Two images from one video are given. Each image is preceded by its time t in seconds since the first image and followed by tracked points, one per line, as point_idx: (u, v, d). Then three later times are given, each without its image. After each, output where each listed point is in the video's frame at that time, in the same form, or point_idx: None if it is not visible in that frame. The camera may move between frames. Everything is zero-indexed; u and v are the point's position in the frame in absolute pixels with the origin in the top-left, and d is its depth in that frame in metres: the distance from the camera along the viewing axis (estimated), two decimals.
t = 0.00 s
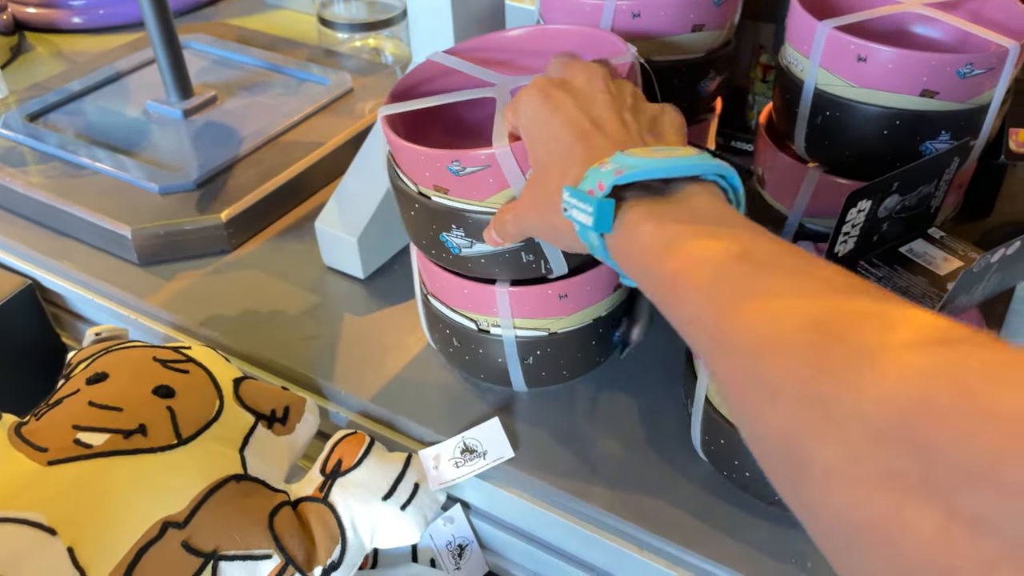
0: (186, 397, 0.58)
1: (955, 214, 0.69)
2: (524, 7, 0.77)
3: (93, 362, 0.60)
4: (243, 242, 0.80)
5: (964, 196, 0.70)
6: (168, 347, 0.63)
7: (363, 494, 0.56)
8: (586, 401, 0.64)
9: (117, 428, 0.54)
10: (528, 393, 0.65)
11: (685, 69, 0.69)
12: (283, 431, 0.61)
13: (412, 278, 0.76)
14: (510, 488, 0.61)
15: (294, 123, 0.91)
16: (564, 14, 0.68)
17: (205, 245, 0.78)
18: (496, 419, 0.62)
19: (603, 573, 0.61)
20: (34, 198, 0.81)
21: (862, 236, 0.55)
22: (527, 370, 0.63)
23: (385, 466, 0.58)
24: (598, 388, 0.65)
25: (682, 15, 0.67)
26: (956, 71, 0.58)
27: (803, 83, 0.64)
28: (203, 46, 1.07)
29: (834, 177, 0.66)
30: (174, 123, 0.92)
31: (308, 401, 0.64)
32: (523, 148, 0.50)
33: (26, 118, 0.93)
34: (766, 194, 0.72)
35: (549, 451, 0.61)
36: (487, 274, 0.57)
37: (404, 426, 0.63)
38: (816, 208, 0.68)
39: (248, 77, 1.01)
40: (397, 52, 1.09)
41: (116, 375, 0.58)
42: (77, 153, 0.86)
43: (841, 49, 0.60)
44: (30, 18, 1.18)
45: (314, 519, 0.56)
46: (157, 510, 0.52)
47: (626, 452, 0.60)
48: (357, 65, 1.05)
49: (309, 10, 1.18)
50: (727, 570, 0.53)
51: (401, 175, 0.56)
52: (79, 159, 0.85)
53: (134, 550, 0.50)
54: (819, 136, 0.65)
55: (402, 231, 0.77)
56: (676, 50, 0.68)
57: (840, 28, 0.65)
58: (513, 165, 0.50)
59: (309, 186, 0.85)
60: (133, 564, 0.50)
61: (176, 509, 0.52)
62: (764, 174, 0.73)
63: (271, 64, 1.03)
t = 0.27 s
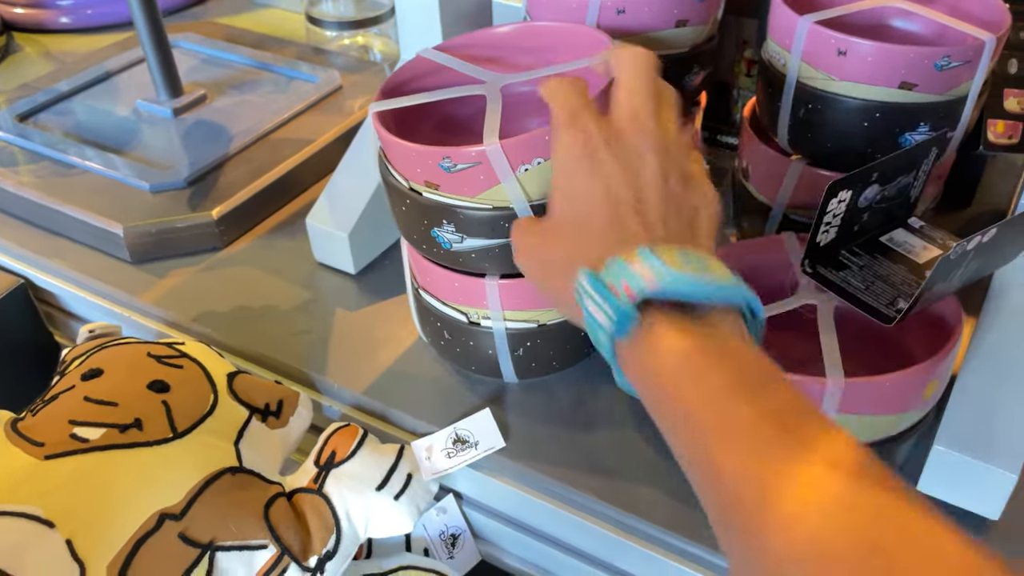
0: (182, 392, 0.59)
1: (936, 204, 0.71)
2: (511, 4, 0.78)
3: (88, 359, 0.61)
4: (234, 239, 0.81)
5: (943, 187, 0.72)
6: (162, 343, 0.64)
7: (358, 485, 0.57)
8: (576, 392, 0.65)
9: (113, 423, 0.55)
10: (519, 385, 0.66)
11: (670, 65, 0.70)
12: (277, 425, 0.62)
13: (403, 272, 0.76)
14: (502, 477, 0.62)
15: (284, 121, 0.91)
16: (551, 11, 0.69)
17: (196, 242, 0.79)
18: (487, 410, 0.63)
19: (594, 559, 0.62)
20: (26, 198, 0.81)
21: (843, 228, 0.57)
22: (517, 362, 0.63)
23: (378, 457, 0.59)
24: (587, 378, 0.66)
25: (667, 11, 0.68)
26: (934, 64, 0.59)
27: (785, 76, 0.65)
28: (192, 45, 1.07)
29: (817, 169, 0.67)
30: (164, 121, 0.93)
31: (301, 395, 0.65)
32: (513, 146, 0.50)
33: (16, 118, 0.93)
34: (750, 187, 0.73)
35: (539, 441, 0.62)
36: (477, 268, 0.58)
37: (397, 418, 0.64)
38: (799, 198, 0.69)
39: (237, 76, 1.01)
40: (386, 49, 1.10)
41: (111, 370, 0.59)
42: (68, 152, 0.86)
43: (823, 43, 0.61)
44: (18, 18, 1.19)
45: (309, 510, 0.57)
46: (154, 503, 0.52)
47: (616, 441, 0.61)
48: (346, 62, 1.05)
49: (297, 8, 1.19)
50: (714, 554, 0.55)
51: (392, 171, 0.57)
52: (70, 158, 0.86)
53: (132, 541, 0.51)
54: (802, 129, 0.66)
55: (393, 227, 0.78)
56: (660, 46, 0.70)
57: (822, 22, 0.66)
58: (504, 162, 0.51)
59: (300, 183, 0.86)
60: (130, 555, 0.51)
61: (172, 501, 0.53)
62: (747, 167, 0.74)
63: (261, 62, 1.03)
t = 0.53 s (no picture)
0: (162, 402, 0.57)
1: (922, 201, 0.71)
2: (493, 2, 0.77)
3: (66, 369, 0.60)
4: (215, 244, 0.80)
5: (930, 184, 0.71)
6: (142, 352, 0.62)
7: (343, 495, 0.56)
8: (564, 396, 0.64)
9: (91, 436, 0.54)
10: (505, 389, 0.65)
11: (655, 64, 0.70)
12: (260, 434, 0.61)
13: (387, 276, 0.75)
14: (489, 483, 0.61)
15: (264, 124, 0.90)
16: (534, 10, 0.68)
17: (176, 248, 0.78)
18: (474, 415, 0.62)
19: (583, 565, 0.62)
20: (1, 204, 0.80)
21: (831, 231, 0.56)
22: (503, 366, 0.63)
23: (364, 465, 0.58)
24: (574, 381, 0.65)
25: (651, 9, 0.67)
26: (919, 61, 0.59)
27: (770, 75, 0.65)
28: (170, 46, 1.06)
29: (803, 167, 0.67)
30: (142, 124, 0.92)
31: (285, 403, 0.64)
32: (496, 152, 0.50)
33: None
34: (737, 186, 0.73)
35: (527, 446, 0.61)
36: (462, 273, 0.57)
37: (383, 425, 0.63)
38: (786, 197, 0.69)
39: (216, 77, 1.00)
40: (368, 49, 1.09)
41: (89, 382, 0.57)
42: (44, 157, 0.85)
43: (807, 41, 0.61)
44: None
45: (294, 521, 0.56)
46: (134, 517, 0.51)
47: (604, 445, 0.61)
48: (327, 62, 1.04)
49: (277, 7, 1.17)
50: (703, 559, 0.54)
51: (374, 175, 0.56)
52: (47, 163, 0.84)
53: (111, 558, 0.50)
54: (787, 128, 0.65)
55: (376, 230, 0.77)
56: (644, 46, 0.69)
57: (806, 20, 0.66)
58: (489, 168, 0.50)
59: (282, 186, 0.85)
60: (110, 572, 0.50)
61: (153, 516, 0.52)
62: (733, 167, 0.73)
63: (240, 63, 1.02)
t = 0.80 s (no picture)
0: (117, 399, 0.56)
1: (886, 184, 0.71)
2: None
3: (18, 367, 0.59)
4: (175, 238, 0.78)
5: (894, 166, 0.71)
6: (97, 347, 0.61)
7: (304, 490, 0.55)
8: (531, 385, 0.64)
9: (43, 433, 0.52)
10: (470, 380, 0.64)
11: (616, 49, 0.69)
12: (220, 429, 0.60)
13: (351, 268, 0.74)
14: (454, 475, 0.60)
15: (226, 116, 0.88)
16: None
17: (135, 242, 0.76)
18: (438, 406, 0.61)
19: (550, 555, 0.61)
20: None
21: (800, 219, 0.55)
22: (467, 356, 0.62)
23: (325, 459, 0.57)
24: (539, 371, 0.65)
25: None
26: (879, 43, 0.58)
27: (732, 60, 0.64)
28: (130, 39, 1.04)
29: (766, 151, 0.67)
30: (101, 118, 0.90)
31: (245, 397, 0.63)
32: (452, 137, 0.49)
33: None
34: (702, 172, 0.73)
35: (492, 437, 0.60)
36: (422, 262, 0.57)
37: (346, 418, 0.62)
38: (750, 182, 0.69)
39: (177, 69, 0.98)
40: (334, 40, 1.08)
41: (41, 379, 0.56)
42: None
43: (768, 25, 0.60)
44: None
45: (254, 517, 0.55)
46: (88, 515, 0.50)
47: (570, 434, 0.60)
48: (291, 53, 1.03)
49: None
50: (668, 546, 0.54)
51: (330, 163, 0.54)
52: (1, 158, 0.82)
53: (64, 557, 0.49)
54: (750, 113, 0.65)
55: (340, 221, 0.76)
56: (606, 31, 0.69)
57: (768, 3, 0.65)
58: (445, 154, 0.49)
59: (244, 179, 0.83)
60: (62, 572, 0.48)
61: (107, 514, 0.51)
62: (698, 153, 0.73)
63: (202, 54, 1.00)
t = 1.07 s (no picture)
0: (62, 404, 0.54)
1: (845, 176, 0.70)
2: None
3: None
4: (128, 238, 0.77)
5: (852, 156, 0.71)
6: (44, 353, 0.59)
7: (255, 495, 0.55)
8: (490, 384, 0.63)
9: None
10: (428, 379, 0.63)
11: (572, 42, 0.68)
12: (170, 434, 0.58)
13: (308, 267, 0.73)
14: (411, 476, 0.59)
15: (180, 112, 0.87)
16: None
17: (86, 243, 0.75)
18: (394, 407, 0.60)
19: (511, 555, 0.60)
20: None
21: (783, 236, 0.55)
22: (423, 356, 0.61)
23: (278, 463, 0.56)
24: (500, 370, 0.64)
25: None
26: (833, 34, 0.58)
27: (688, 52, 0.63)
28: (84, 35, 1.02)
29: (725, 144, 0.66)
30: (52, 116, 0.88)
31: (196, 401, 0.61)
32: (398, 133, 0.48)
33: None
34: (661, 167, 0.72)
35: (450, 437, 0.59)
36: (375, 261, 0.55)
37: (300, 421, 0.61)
38: (709, 176, 0.68)
39: (132, 66, 0.96)
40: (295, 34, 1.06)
41: None
42: None
43: (722, 17, 0.60)
44: None
45: (203, 524, 0.54)
46: (30, 526, 0.49)
47: (528, 432, 0.60)
48: (249, 48, 1.01)
49: None
50: (626, 544, 0.53)
51: (277, 161, 0.53)
52: None
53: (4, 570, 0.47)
54: (706, 105, 0.65)
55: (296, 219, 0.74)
56: (560, 25, 0.68)
57: None
58: (390, 150, 0.48)
59: (199, 177, 0.82)
60: None
61: (51, 524, 0.49)
62: (657, 146, 0.73)
63: (158, 51, 0.98)
